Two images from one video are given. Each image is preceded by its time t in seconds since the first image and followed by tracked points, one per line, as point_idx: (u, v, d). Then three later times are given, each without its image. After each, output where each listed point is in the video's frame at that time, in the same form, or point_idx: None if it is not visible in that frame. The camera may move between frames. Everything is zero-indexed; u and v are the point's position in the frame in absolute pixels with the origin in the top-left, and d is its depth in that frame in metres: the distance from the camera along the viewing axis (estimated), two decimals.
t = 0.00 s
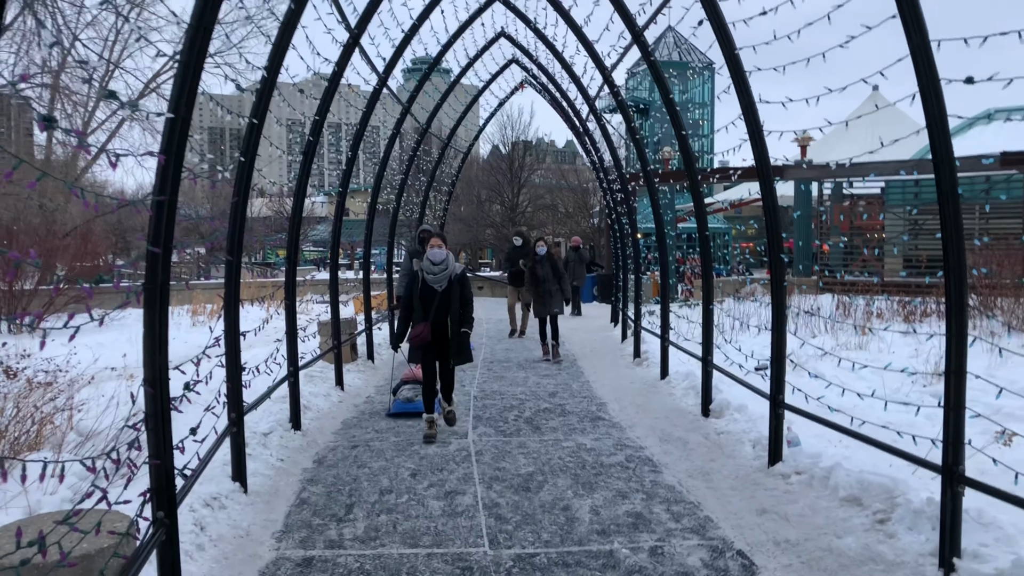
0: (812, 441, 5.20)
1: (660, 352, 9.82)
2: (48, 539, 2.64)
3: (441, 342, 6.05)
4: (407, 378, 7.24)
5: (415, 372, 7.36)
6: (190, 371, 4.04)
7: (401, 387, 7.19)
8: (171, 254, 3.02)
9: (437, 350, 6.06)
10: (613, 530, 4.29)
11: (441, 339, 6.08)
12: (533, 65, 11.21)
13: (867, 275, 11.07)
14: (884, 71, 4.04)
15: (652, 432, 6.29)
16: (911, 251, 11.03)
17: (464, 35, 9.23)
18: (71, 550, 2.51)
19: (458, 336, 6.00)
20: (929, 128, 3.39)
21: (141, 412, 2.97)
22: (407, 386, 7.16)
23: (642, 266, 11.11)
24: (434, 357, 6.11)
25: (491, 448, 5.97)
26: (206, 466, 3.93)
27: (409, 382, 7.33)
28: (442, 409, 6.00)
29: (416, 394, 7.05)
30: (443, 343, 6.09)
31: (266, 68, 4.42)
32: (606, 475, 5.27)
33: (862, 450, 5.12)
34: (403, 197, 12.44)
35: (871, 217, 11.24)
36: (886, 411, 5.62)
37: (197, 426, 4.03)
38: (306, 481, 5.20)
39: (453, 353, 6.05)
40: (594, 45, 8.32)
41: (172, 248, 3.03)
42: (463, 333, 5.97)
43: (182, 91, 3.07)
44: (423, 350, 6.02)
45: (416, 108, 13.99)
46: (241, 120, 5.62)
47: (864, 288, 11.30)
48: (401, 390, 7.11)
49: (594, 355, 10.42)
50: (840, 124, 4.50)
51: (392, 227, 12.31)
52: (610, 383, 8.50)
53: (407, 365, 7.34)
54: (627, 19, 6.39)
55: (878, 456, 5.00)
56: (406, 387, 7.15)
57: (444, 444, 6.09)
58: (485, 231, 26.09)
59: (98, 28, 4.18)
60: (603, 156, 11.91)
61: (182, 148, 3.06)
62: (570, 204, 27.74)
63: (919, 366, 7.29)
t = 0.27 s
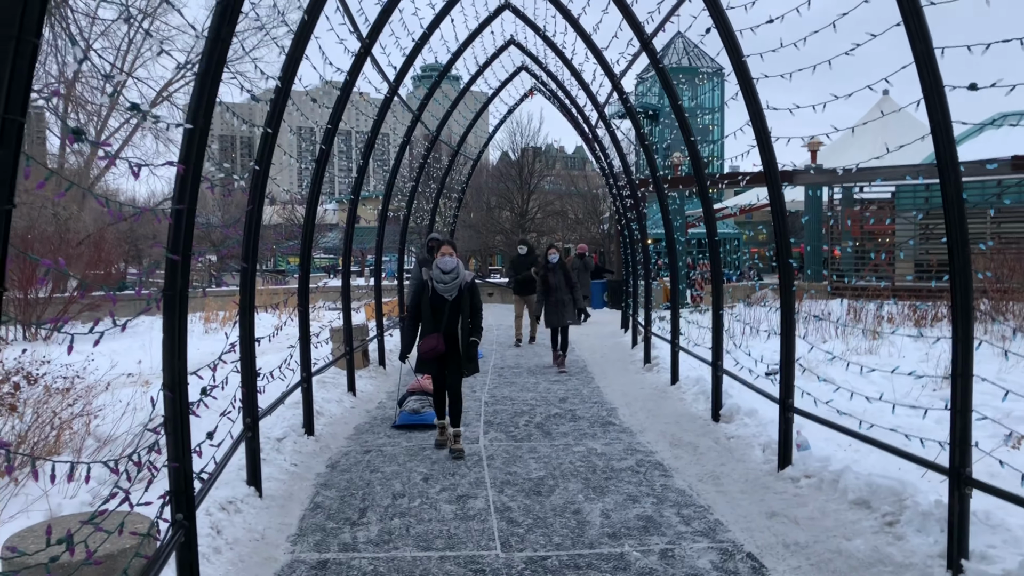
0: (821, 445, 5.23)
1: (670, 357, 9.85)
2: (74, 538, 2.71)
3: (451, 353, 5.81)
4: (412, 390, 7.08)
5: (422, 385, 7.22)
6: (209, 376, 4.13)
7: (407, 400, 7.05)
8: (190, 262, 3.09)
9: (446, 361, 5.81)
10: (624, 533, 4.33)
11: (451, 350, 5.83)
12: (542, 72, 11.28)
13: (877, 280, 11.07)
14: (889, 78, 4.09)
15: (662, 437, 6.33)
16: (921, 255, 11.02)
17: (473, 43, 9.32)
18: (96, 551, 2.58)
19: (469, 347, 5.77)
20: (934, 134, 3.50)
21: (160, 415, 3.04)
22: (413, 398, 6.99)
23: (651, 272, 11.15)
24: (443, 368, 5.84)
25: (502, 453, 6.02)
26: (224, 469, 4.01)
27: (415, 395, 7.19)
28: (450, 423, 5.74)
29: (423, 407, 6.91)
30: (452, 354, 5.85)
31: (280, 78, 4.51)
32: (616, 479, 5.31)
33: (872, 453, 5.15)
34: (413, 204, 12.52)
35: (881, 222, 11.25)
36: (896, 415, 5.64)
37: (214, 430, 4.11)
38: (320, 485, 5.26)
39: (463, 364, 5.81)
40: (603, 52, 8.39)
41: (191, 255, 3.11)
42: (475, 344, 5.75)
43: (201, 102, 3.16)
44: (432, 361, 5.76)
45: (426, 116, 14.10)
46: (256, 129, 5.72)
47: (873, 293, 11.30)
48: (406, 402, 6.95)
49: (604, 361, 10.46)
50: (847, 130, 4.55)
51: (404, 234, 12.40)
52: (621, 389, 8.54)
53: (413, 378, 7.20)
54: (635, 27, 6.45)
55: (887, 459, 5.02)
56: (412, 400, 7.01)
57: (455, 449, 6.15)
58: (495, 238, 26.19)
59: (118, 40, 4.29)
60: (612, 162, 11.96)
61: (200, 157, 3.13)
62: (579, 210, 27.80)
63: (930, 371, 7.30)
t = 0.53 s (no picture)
0: (829, 441, 5.24)
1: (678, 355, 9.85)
2: (90, 537, 2.75)
3: (461, 357, 5.53)
4: (417, 395, 6.87)
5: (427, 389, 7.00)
6: (220, 377, 4.18)
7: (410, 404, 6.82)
8: (201, 264, 3.13)
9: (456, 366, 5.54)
10: (633, 530, 4.35)
11: (462, 354, 5.56)
12: (547, 72, 11.30)
13: (885, 276, 11.05)
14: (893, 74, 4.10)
15: (670, 435, 6.35)
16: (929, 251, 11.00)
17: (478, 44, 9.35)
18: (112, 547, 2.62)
19: (482, 351, 5.51)
20: (938, 130, 3.55)
21: (173, 417, 3.09)
22: (418, 404, 6.76)
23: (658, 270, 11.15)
24: (453, 374, 5.56)
25: (511, 451, 6.05)
26: (236, 469, 4.06)
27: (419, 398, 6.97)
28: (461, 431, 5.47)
29: (429, 412, 6.70)
30: (462, 359, 5.58)
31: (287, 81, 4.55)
32: (625, 477, 5.33)
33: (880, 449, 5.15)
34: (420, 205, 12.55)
35: (888, 217, 11.23)
36: (904, 410, 5.64)
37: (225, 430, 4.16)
38: (330, 485, 5.30)
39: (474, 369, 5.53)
40: (607, 51, 8.40)
41: (201, 258, 3.15)
42: (488, 349, 5.50)
43: (210, 106, 3.20)
44: (443, 367, 5.46)
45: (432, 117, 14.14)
46: (263, 133, 5.77)
47: (881, 289, 11.28)
48: (410, 408, 6.72)
49: (613, 360, 10.48)
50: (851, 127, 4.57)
51: (410, 235, 12.44)
52: (629, 387, 8.55)
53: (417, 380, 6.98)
54: (640, 26, 6.47)
55: (895, 454, 5.03)
56: (416, 404, 6.79)
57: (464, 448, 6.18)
58: (502, 238, 26.22)
59: (125, 46, 4.34)
60: (618, 161, 11.97)
61: (209, 161, 3.18)
62: (586, 209, 27.79)
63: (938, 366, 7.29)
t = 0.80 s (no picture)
0: (833, 431, 5.26)
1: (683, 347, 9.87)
2: (104, 527, 2.80)
3: (466, 354, 5.34)
4: (419, 394, 6.69)
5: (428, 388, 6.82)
6: (229, 371, 4.22)
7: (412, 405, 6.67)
8: (209, 259, 3.17)
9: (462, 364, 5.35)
10: (638, 520, 4.39)
11: (467, 353, 5.36)
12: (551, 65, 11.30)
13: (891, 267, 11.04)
14: (896, 65, 4.12)
15: (675, 426, 6.38)
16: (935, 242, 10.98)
17: (483, 38, 9.36)
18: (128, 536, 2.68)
19: (487, 348, 5.32)
20: (940, 121, 3.58)
21: (184, 410, 3.13)
22: (420, 403, 6.59)
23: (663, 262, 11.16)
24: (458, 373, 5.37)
25: (517, 443, 6.09)
26: (246, 461, 4.11)
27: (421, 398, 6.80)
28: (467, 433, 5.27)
29: (431, 412, 6.54)
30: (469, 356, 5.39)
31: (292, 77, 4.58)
32: (630, 467, 5.36)
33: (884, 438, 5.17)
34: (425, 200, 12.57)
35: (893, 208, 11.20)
36: (908, 400, 5.66)
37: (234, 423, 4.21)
38: (338, 477, 5.35)
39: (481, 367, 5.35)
40: (611, 44, 8.40)
41: (209, 253, 3.19)
42: (493, 345, 5.31)
43: (217, 102, 3.24)
44: (446, 366, 5.27)
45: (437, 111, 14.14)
46: (269, 128, 5.80)
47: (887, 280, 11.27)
48: (413, 407, 6.55)
49: (618, 352, 10.51)
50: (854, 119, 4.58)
51: (416, 228, 12.47)
52: (634, 379, 8.58)
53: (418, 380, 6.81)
54: (643, 19, 6.47)
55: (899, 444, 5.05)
56: (418, 404, 6.64)
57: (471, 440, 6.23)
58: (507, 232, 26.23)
59: (131, 41, 4.37)
60: (623, 154, 11.96)
61: (216, 156, 3.22)
62: (591, 202, 27.75)
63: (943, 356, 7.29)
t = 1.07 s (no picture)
0: (837, 419, 5.27)
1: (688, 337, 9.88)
2: (114, 509, 2.83)
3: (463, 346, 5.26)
4: (419, 388, 6.46)
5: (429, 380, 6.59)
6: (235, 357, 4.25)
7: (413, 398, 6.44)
8: (215, 245, 3.19)
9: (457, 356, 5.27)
10: (642, 507, 4.41)
11: (464, 345, 5.29)
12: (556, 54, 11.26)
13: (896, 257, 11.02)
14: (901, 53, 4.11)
15: (679, 414, 6.40)
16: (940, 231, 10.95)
17: (488, 26, 9.33)
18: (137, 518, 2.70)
19: (483, 339, 5.26)
20: (945, 109, 3.58)
21: (191, 395, 3.15)
22: (422, 396, 6.36)
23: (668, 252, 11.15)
24: (455, 365, 5.29)
25: (521, 431, 6.12)
26: (252, 447, 4.14)
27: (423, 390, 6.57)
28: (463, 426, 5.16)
29: (433, 405, 6.31)
30: (465, 347, 5.31)
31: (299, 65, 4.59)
32: (634, 455, 5.38)
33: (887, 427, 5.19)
34: (430, 189, 12.57)
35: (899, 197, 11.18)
36: (912, 389, 5.66)
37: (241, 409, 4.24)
38: (344, 464, 5.39)
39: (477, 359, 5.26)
40: (617, 33, 8.38)
41: (216, 238, 3.21)
42: (489, 336, 5.24)
43: (223, 89, 3.25)
44: (443, 359, 5.19)
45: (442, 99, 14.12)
46: (275, 116, 5.81)
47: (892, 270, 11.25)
48: (413, 401, 6.31)
49: (623, 341, 10.52)
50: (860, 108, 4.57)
51: (421, 217, 12.48)
52: (638, 368, 8.60)
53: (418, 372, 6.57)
54: (649, 7, 6.45)
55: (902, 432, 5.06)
56: (419, 397, 6.41)
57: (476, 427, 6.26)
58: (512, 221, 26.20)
59: (137, 29, 4.37)
60: (628, 143, 11.92)
61: (223, 143, 3.23)
62: (596, 191, 27.68)
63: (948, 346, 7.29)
